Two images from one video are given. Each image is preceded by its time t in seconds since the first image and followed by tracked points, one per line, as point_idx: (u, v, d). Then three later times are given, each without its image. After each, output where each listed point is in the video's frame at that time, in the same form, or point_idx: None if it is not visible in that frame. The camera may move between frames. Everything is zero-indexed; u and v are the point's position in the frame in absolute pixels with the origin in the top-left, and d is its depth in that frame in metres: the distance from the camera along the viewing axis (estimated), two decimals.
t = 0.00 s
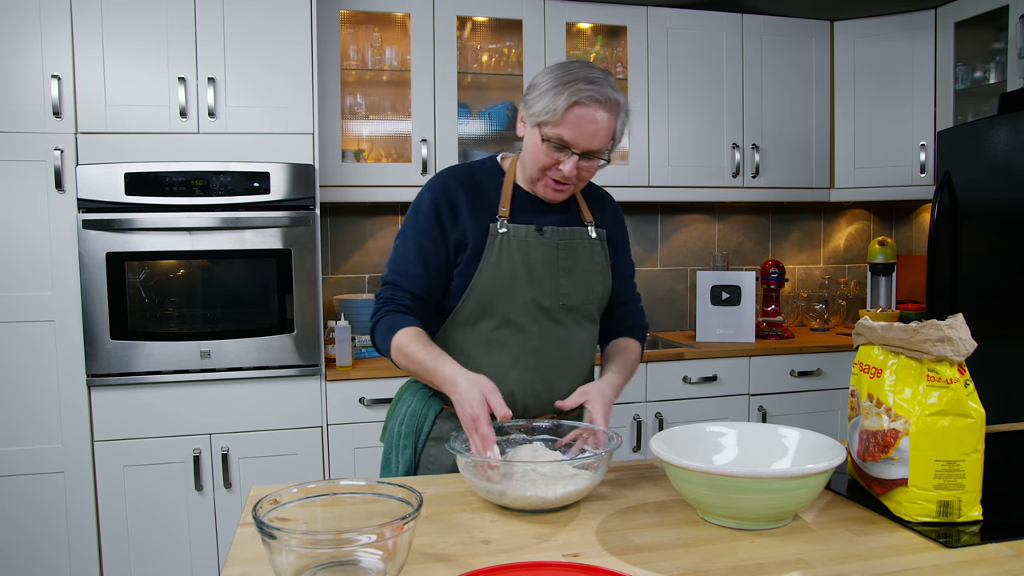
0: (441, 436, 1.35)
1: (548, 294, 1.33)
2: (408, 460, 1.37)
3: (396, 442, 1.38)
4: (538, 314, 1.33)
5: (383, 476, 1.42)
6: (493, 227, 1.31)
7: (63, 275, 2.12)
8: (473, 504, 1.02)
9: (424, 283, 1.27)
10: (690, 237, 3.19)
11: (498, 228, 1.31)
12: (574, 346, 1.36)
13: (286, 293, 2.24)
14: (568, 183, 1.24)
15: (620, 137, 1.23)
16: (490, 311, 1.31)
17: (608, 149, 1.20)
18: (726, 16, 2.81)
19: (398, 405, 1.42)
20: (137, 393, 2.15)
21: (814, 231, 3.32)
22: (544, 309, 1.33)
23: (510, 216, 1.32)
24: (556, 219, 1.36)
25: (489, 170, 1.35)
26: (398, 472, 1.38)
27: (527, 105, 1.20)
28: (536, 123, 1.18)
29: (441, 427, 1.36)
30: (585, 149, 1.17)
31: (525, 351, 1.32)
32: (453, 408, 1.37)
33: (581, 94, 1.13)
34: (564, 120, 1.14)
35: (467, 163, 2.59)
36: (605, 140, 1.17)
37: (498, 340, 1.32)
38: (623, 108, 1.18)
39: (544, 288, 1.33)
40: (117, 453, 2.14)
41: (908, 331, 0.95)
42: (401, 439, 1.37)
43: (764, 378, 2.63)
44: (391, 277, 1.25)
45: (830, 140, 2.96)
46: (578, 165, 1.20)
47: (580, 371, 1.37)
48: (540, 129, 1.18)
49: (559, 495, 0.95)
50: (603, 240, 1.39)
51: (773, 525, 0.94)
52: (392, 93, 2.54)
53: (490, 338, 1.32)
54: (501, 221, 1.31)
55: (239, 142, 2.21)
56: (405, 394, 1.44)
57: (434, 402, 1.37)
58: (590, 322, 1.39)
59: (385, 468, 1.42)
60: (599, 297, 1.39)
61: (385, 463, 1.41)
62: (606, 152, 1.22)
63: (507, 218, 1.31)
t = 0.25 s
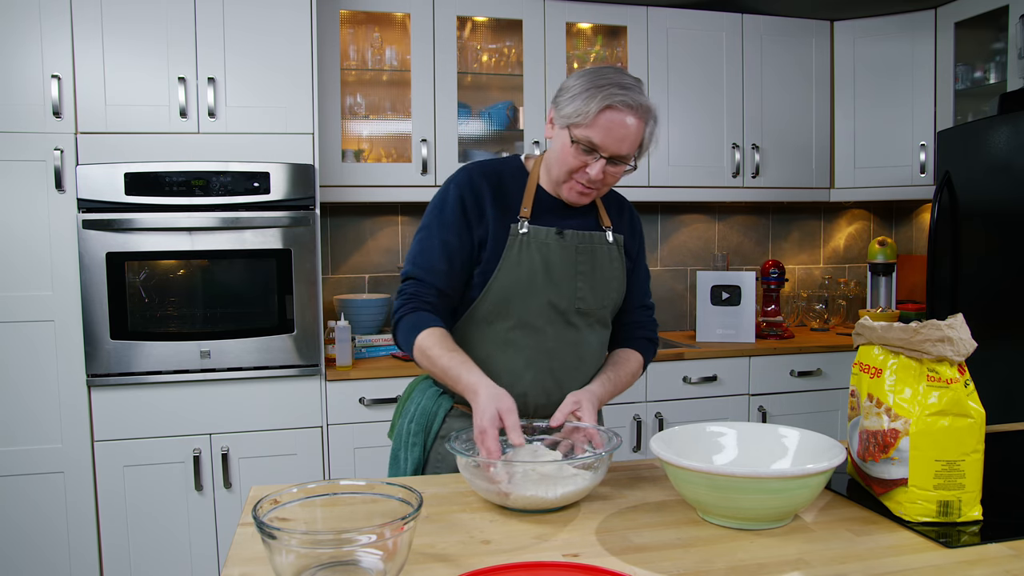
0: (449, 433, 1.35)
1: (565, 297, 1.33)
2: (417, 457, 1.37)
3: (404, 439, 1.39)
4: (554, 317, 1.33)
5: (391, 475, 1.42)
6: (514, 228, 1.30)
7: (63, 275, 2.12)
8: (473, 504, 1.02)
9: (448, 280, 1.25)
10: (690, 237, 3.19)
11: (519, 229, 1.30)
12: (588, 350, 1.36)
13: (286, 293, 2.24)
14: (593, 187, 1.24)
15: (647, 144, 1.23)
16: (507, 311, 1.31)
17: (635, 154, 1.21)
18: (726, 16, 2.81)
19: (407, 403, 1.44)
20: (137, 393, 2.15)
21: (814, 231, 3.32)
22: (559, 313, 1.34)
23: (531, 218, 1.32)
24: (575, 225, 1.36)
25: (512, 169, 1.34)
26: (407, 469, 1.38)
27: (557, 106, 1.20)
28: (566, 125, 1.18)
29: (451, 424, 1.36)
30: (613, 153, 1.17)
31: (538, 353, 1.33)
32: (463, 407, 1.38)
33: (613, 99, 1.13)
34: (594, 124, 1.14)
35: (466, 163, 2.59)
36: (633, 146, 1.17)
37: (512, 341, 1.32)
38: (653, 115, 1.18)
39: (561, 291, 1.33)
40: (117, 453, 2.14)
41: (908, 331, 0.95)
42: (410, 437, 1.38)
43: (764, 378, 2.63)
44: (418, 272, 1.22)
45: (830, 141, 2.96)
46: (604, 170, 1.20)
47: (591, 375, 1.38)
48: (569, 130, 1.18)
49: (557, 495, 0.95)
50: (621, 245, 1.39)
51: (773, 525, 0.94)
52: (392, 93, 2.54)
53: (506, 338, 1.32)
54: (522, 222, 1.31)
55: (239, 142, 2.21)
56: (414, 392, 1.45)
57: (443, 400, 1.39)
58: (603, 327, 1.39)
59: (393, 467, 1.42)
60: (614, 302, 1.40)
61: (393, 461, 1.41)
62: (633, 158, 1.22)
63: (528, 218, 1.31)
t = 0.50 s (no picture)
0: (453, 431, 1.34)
1: (575, 297, 1.33)
2: (423, 452, 1.39)
3: (412, 434, 1.41)
4: (564, 316, 1.34)
5: (400, 468, 1.45)
6: (527, 225, 1.30)
7: (63, 275, 2.12)
8: (473, 504, 1.02)
9: (476, 273, 1.23)
10: (690, 236, 3.19)
11: (532, 227, 1.30)
12: (596, 350, 1.36)
13: (286, 293, 2.24)
14: (606, 187, 1.24)
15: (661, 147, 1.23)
16: (516, 310, 1.31)
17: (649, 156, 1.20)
18: (726, 16, 2.81)
19: (416, 397, 1.45)
20: (137, 393, 2.15)
21: (814, 231, 3.32)
22: (569, 312, 1.34)
23: (545, 216, 1.32)
24: (588, 225, 1.35)
25: (528, 167, 1.34)
26: (414, 462, 1.39)
27: (574, 105, 1.20)
28: (582, 124, 1.18)
29: (458, 420, 1.36)
30: (628, 153, 1.17)
31: (547, 352, 1.33)
32: (470, 402, 1.37)
33: (629, 98, 1.13)
34: (610, 123, 1.14)
35: (466, 163, 2.59)
36: (648, 147, 1.17)
37: (521, 339, 1.32)
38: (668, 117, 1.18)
39: (571, 291, 1.33)
40: (117, 453, 2.14)
41: (908, 331, 0.95)
42: (417, 432, 1.39)
43: (765, 378, 2.63)
44: (446, 268, 1.20)
45: (830, 141, 2.96)
46: (618, 170, 1.19)
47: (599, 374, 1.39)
48: (585, 129, 1.18)
49: (555, 495, 0.95)
50: (633, 247, 1.38)
51: (773, 525, 0.94)
52: (392, 93, 2.54)
53: (514, 337, 1.32)
54: (536, 220, 1.30)
55: (239, 142, 2.21)
56: (423, 387, 1.46)
57: (450, 395, 1.39)
58: (612, 328, 1.39)
59: (402, 460, 1.44)
60: (624, 303, 1.39)
61: (402, 454, 1.44)
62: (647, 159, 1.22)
63: (542, 217, 1.31)
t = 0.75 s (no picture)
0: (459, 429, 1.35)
1: (578, 297, 1.33)
2: (429, 451, 1.38)
3: (418, 432, 1.40)
4: (567, 316, 1.34)
5: (406, 467, 1.44)
6: (531, 226, 1.30)
7: (63, 275, 2.12)
8: (473, 504, 1.02)
9: (474, 274, 1.24)
10: (690, 237, 3.19)
11: (535, 227, 1.30)
12: (599, 349, 1.36)
13: (286, 293, 2.24)
14: (611, 188, 1.24)
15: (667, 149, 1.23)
16: (519, 310, 1.31)
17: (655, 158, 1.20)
18: (726, 16, 2.81)
19: (422, 396, 1.45)
20: (137, 393, 2.14)
21: (814, 231, 3.32)
22: (572, 312, 1.34)
23: (548, 217, 1.32)
24: (592, 225, 1.35)
25: (534, 168, 1.34)
26: (419, 462, 1.39)
27: (580, 106, 1.20)
28: (588, 125, 1.18)
29: (463, 418, 1.37)
30: (633, 155, 1.17)
31: (550, 351, 1.33)
32: (476, 401, 1.38)
33: (636, 101, 1.13)
34: (617, 125, 1.14)
35: (466, 163, 2.59)
36: (654, 149, 1.17)
37: (524, 339, 1.32)
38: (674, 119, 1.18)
39: (574, 291, 1.33)
40: (117, 453, 2.14)
41: (908, 331, 0.95)
42: (423, 431, 1.39)
43: (764, 378, 2.63)
44: (445, 266, 1.21)
45: (830, 141, 2.96)
46: (623, 171, 1.19)
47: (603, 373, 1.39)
48: (590, 130, 1.18)
49: (555, 496, 0.95)
50: (638, 246, 1.38)
51: (773, 525, 0.94)
52: (392, 93, 2.54)
53: (517, 337, 1.32)
54: (539, 220, 1.30)
55: (238, 142, 2.21)
56: (429, 386, 1.46)
57: (457, 394, 1.40)
58: (616, 327, 1.39)
59: (409, 458, 1.44)
60: (628, 302, 1.39)
61: (409, 453, 1.43)
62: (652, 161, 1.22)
63: (544, 217, 1.31)
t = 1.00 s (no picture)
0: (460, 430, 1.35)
1: (574, 296, 1.33)
2: (431, 449, 1.39)
3: (420, 431, 1.40)
4: (563, 315, 1.34)
5: (409, 463, 1.45)
6: (526, 226, 1.31)
7: (63, 275, 2.12)
8: (473, 504, 1.02)
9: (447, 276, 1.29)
10: (690, 237, 3.19)
11: (530, 228, 1.31)
12: (597, 348, 1.36)
13: (286, 293, 2.24)
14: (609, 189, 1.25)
15: (666, 149, 1.23)
16: (515, 310, 1.32)
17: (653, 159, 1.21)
18: (726, 16, 2.81)
19: (424, 395, 1.44)
20: (137, 393, 2.14)
21: (814, 231, 3.32)
22: (569, 312, 1.34)
23: (544, 217, 1.32)
24: (590, 224, 1.35)
25: (532, 169, 1.35)
26: (421, 461, 1.40)
27: (578, 108, 1.20)
28: (586, 127, 1.18)
29: (464, 419, 1.36)
30: (632, 158, 1.17)
31: (547, 351, 1.33)
32: (476, 402, 1.37)
33: (634, 104, 1.13)
34: (615, 128, 1.14)
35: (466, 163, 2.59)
36: (652, 151, 1.17)
37: (521, 339, 1.32)
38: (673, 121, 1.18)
39: (571, 290, 1.33)
40: (117, 453, 2.14)
41: (908, 331, 0.95)
42: (425, 430, 1.38)
43: (764, 378, 2.63)
44: (420, 263, 1.28)
45: (830, 141, 2.96)
46: (621, 174, 1.20)
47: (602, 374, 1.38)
48: (589, 132, 1.18)
49: (554, 495, 0.95)
50: (637, 245, 1.38)
51: (773, 525, 0.94)
52: (392, 93, 2.54)
53: (513, 337, 1.32)
54: (535, 221, 1.31)
55: (238, 142, 2.21)
56: (431, 384, 1.45)
57: (457, 394, 1.39)
58: (614, 327, 1.39)
59: (411, 455, 1.44)
60: (627, 302, 1.39)
61: (412, 451, 1.43)
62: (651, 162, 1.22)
63: (540, 217, 1.31)
